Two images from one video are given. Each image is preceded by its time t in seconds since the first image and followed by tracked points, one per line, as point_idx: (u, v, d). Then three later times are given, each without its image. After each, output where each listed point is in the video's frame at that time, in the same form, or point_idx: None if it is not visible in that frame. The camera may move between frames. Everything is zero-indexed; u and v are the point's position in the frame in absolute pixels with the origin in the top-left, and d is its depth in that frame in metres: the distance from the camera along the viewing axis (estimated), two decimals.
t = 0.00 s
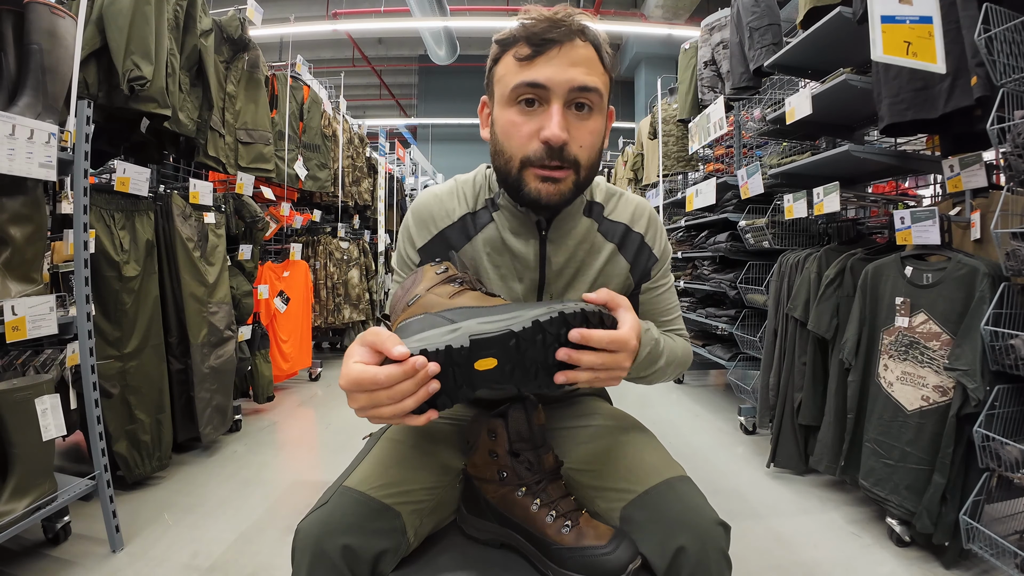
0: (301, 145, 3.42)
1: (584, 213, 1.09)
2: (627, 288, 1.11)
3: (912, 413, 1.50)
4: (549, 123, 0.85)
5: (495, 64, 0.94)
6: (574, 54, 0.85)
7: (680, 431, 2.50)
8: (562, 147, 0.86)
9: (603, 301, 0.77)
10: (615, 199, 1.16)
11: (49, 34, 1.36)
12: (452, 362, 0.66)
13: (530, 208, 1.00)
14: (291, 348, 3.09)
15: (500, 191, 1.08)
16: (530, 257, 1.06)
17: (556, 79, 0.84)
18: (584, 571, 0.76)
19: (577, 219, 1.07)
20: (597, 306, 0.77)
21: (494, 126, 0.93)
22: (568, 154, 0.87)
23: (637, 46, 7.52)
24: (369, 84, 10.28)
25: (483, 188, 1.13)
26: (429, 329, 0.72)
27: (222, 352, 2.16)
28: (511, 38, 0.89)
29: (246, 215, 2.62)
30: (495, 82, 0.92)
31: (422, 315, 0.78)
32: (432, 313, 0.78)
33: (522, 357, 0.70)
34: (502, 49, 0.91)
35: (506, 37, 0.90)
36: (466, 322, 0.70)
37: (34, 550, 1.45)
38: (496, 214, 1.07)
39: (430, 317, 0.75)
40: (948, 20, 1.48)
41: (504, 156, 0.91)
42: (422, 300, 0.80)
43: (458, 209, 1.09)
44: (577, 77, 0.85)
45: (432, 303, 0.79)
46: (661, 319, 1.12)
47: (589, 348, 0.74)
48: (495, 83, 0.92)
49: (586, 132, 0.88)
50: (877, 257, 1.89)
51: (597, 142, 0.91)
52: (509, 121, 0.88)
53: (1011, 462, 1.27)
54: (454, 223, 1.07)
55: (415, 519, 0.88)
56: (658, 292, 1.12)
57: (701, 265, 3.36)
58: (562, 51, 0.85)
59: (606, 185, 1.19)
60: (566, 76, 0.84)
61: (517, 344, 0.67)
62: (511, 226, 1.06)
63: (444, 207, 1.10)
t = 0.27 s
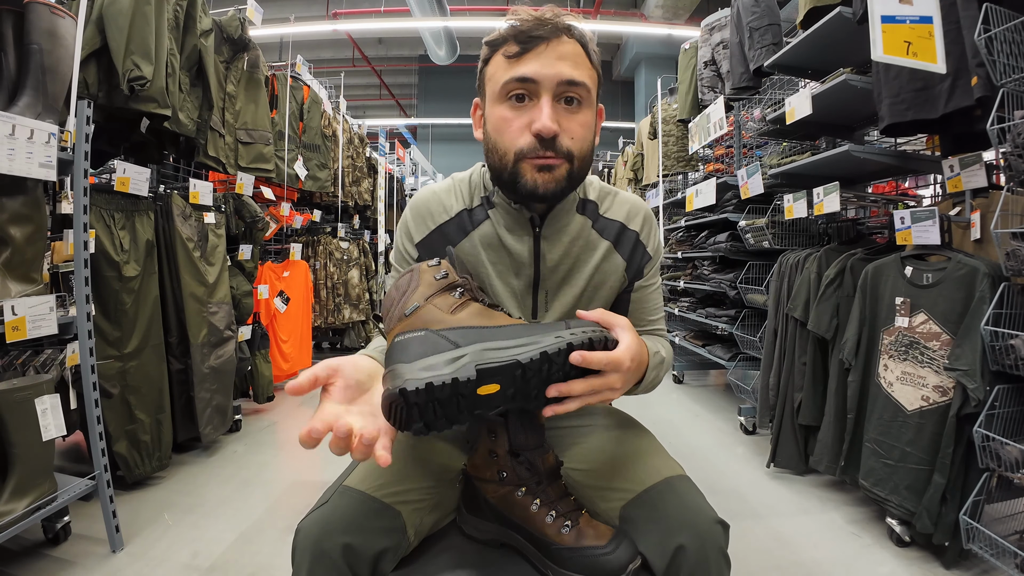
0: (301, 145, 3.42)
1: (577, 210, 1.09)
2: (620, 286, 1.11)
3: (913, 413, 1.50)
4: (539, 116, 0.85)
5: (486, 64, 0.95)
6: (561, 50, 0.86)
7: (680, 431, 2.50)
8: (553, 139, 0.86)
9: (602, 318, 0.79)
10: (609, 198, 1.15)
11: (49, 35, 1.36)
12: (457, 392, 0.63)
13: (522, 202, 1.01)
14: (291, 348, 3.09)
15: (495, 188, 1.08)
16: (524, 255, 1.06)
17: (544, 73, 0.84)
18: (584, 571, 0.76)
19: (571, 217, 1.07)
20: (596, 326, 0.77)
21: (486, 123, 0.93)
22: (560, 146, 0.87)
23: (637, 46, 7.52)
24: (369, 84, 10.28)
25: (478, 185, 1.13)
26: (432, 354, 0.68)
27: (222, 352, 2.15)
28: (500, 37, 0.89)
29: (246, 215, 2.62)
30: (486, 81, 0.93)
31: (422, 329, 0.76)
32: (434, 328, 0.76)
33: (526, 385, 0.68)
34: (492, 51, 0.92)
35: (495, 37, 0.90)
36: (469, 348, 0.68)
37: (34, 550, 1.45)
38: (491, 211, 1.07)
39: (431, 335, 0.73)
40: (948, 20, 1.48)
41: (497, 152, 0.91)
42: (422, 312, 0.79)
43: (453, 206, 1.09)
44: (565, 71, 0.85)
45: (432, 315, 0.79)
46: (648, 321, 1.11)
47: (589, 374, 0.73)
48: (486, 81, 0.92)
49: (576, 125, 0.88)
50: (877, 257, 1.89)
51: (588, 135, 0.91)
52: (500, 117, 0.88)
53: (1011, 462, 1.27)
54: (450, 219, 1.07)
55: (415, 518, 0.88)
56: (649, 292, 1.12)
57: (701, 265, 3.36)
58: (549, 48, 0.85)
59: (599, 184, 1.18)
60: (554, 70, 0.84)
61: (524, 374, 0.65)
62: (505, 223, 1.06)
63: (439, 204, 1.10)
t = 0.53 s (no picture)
0: (301, 145, 3.42)
1: (574, 210, 1.09)
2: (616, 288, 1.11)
3: (912, 413, 1.50)
4: (544, 120, 0.85)
5: (480, 66, 0.93)
6: (561, 54, 0.86)
7: (679, 431, 2.50)
8: (558, 142, 0.86)
9: (618, 347, 0.75)
10: (607, 200, 1.16)
11: (50, 35, 1.36)
12: (457, 403, 0.62)
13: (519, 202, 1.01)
14: (291, 348, 3.09)
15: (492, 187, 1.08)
16: (520, 254, 1.05)
17: (548, 77, 0.84)
18: (584, 571, 0.76)
19: (568, 216, 1.07)
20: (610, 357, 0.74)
21: (485, 127, 0.92)
22: (563, 148, 0.88)
23: (637, 46, 7.52)
24: (369, 84, 10.28)
25: (475, 184, 1.13)
26: (437, 360, 0.68)
27: (222, 352, 2.16)
28: (496, 40, 0.88)
29: (246, 215, 2.62)
30: (483, 84, 0.91)
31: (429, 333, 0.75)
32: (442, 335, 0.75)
33: (527, 405, 0.66)
34: (486, 52, 0.91)
35: (491, 40, 0.89)
36: (474, 360, 0.67)
37: (34, 550, 1.45)
38: (487, 211, 1.07)
39: (437, 341, 0.72)
40: (948, 20, 1.48)
41: (500, 156, 0.90)
42: (432, 315, 0.79)
43: (450, 205, 1.09)
44: (566, 75, 0.85)
45: (442, 320, 0.78)
46: (638, 324, 1.15)
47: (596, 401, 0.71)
48: (483, 84, 0.91)
49: (577, 127, 0.88)
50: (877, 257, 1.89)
51: (587, 136, 0.92)
52: (503, 121, 0.87)
53: (1011, 462, 1.27)
54: (447, 218, 1.07)
55: (415, 518, 0.89)
56: (642, 296, 1.15)
57: (701, 265, 3.36)
58: (549, 52, 0.85)
59: (597, 185, 1.19)
60: (556, 74, 0.84)
61: (526, 393, 0.64)
62: (501, 221, 1.06)
63: (436, 202, 1.10)
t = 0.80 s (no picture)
0: (301, 145, 3.42)
1: (574, 211, 1.09)
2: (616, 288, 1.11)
3: (913, 413, 1.50)
4: (543, 126, 0.86)
5: (480, 67, 0.93)
6: (562, 59, 0.85)
7: (680, 431, 2.50)
8: (557, 148, 0.87)
9: (627, 363, 0.74)
10: (606, 199, 1.16)
11: (50, 35, 1.36)
12: (467, 434, 0.62)
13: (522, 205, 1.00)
14: (291, 348, 3.09)
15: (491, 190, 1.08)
16: (519, 255, 1.05)
17: (548, 83, 0.84)
18: (584, 570, 0.76)
19: (567, 216, 1.07)
20: (620, 373, 0.74)
21: (485, 130, 0.93)
22: (561, 154, 0.88)
23: (637, 46, 7.52)
24: (369, 84, 10.28)
25: (474, 187, 1.13)
26: (445, 392, 0.68)
27: (222, 352, 2.15)
28: (497, 42, 0.88)
29: (246, 215, 2.62)
30: (483, 86, 0.91)
31: (435, 362, 0.75)
32: (449, 362, 0.76)
33: (537, 429, 0.66)
34: (487, 54, 0.90)
35: (492, 41, 0.88)
36: (483, 390, 0.66)
37: (34, 550, 1.45)
38: (487, 213, 1.07)
39: (444, 370, 0.72)
40: (948, 20, 1.48)
41: (499, 160, 0.91)
42: (437, 341, 0.78)
43: (449, 208, 1.09)
44: (566, 81, 0.85)
45: (447, 346, 0.78)
46: (638, 323, 1.13)
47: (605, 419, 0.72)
48: (484, 86, 0.91)
49: (576, 133, 0.89)
50: (877, 257, 1.89)
51: (585, 142, 0.92)
52: (502, 126, 0.88)
53: (1011, 462, 1.27)
54: (446, 221, 1.07)
55: (415, 518, 0.88)
56: (643, 295, 1.13)
57: (701, 265, 3.36)
58: (550, 57, 0.85)
59: (596, 184, 1.18)
60: (556, 80, 0.84)
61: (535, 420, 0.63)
62: (501, 223, 1.06)
63: (436, 205, 1.10)
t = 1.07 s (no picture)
0: (301, 145, 3.42)
1: (573, 212, 1.09)
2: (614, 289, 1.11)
3: (913, 413, 1.50)
4: (522, 141, 0.85)
5: (478, 66, 0.92)
6: (551, 71, 0.83)
7: (680, 431, 2.50)
8: (535, 163, 0.87)
9: (644, 365, 0.76)
10: (606, 201, 1.16)
11: (49, 35, 1.36)
12: (478, 425, 0.61)
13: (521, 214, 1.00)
14: (291, 348, 3.09)
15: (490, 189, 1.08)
16: (515, 255, 1.06)
17: (531, 97, 0.82)
18: (584, 571, 0.76)
19: (565, 217, 1.07)
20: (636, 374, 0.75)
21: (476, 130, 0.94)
22: (541, 168, 0.89)
23: (637, 46, 7.52)
24: (369, 84, 10.29)
25: (474, 185, 1.12)
26: (460, 378, 0.67)
27: (222, 352, 2.15)
28: (490, 46, 0.86)
29: (246, 215, 2.62)
30: (477, 86, 0.91)
31: (448, 341, 0.74)
32: (462, 343, 0.74)
33: (548, 425, 0.65)
34: (483, 55, 0.88)
35: (487, 43, 0.86)
36: (498, 381, 0.66)
37: (34, 550, 1.45)
38: (485, 212, 1.08)
39: (458, 352, 0.71)
40: (948, 20, 1.48)
41: (484, 162, 0.93)
42: (452, 319, 0.76)
43: (449, 206, 1.09)
44: (552, 96, 0.83)
45: (464, 327, 0.75)
46: (637, 325, 1.12)
47: (615, 421, 0.72)
48: (477, 87, 0.90)
49: (559, 148, 0.88)
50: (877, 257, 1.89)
51: (572, 155, 0.91)
52: (487, 133, 0.88)
53: (1011, 462, 1.27)
54: (446, 219, 1.08)
55: (415, 518, 0.88)
56: (641, 297, 1.13)
57: (701, 265, 3.36)
58: (538, 69, 0.82)
59: (597, 186, 1.18)
60: (540, 94, 0.82)
61: (550, 417, 0.63)
62: (498, 223, 1.06)
63: (436, 203, 1.10)
